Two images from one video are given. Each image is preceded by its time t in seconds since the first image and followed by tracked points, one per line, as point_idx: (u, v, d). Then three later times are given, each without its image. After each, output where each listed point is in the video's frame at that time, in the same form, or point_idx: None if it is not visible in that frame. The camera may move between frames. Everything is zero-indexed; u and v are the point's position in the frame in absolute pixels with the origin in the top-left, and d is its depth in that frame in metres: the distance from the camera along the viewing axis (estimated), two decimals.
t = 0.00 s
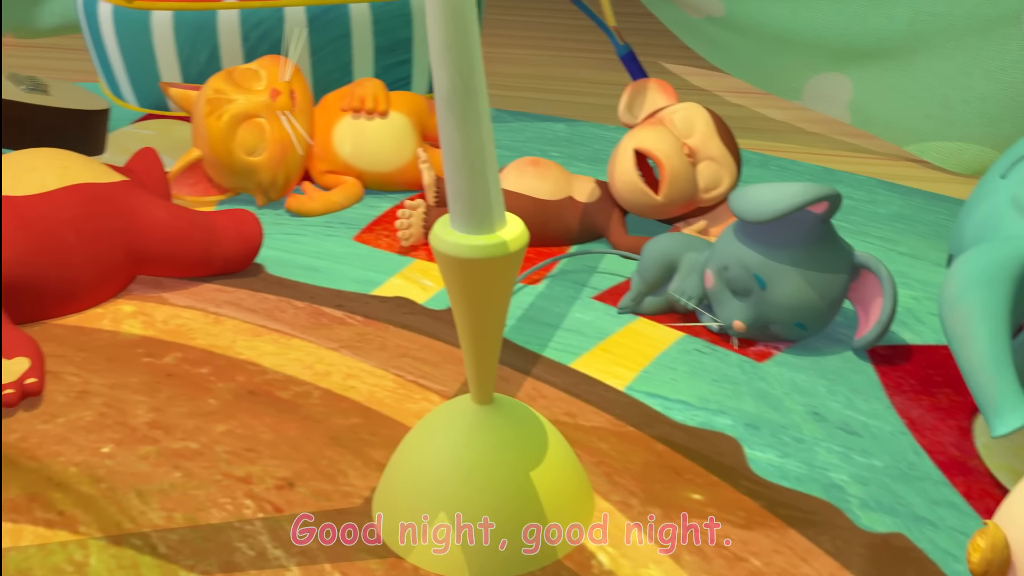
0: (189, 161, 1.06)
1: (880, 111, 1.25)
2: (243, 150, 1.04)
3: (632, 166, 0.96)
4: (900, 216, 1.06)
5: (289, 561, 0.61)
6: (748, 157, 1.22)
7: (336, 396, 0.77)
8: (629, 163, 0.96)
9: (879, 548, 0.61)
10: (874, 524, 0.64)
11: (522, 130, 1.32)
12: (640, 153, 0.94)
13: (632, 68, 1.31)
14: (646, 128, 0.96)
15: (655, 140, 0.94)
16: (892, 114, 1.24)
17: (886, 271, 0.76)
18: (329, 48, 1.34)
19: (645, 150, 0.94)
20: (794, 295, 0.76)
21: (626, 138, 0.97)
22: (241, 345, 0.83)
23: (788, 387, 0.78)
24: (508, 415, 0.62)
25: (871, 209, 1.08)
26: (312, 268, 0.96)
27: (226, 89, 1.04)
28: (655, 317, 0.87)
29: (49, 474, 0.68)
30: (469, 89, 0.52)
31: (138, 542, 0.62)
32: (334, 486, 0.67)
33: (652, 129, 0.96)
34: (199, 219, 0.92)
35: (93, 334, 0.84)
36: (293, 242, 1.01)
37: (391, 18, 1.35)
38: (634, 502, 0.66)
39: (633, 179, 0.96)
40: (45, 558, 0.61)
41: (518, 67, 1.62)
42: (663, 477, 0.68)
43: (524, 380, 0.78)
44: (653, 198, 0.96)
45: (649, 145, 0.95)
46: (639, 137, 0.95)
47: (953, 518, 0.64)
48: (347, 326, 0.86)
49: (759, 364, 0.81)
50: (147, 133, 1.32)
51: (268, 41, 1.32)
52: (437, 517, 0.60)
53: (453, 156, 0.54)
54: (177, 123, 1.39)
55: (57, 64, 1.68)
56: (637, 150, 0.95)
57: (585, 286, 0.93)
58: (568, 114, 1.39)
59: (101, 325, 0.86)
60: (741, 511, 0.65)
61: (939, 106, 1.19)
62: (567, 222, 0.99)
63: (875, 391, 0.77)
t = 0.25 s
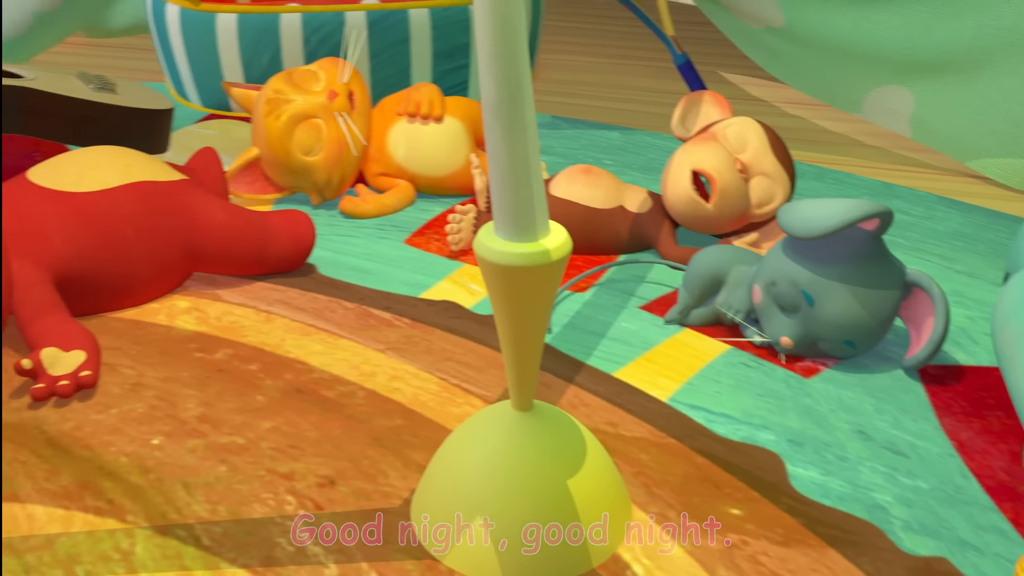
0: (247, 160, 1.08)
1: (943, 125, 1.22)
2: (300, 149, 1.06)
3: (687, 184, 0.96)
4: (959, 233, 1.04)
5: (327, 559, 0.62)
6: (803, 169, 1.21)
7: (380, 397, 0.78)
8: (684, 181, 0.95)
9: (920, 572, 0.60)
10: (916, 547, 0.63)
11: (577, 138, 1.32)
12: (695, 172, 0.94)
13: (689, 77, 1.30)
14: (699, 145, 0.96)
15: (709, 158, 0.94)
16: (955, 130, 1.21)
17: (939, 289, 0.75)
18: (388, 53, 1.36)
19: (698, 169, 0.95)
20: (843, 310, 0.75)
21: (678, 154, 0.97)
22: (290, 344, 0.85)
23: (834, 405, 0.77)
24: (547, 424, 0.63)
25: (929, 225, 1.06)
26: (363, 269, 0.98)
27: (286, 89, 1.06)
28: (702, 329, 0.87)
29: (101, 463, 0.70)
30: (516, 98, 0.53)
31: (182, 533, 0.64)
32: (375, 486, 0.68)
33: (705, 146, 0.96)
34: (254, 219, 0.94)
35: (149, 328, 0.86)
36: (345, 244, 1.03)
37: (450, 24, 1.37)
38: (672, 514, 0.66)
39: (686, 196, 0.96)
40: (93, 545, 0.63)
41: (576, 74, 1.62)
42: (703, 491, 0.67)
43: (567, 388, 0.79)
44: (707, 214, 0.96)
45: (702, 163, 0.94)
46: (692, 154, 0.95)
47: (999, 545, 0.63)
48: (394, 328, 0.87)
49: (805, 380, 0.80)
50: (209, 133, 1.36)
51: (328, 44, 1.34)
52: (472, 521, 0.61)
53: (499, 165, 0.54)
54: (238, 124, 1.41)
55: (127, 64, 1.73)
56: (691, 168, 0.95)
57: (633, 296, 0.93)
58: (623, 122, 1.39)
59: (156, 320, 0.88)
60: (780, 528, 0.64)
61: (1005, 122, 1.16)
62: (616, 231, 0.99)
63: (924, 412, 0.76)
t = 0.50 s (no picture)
0: (300, 159, 1.10)
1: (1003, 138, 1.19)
2: (352, 150, 1.07)
3: (738, 199, 0.95)
4: (1014, 251, 1.02)
5: (360, 555, 0.63)
6: (856, 182, 1.19)
7: (420, 398, 0.79)
8: (736, 197, 0.94)
9: None
10: (955, 569, 0.61)
11: (628, 145, 1.32)
12: (747, 190, 0.93)
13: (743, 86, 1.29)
14: (748, 160, 0.95)
15: (759, 175, 0.93)
16: (1016, 144, 1.17)
17: (988, 306, 0.73)
18: (442, 58, 1.37)
19: (748, 185, 0.94)
20: (888, 326, 0.74)
21: (727, 169, 0.96)
22: (334, 343, 0.86)
23: (877, 421, 0.76)
24: (582, 430, 0.63)
25: (984, 242, 1.04)
26: (409, 271, 0.99)
27: (340, 91, 1.07)
28: (746, 340, 0.86)
29: (147, 454, 0.72)
30: (557, 106, 0.53)
31: (221, 525, 0.65)
32: (411, 486, 0.69)
33: (754, 161, 0.95)
34: (302, 219, 0.95)
35: (198, 323, 0.89)
36: (393, 245, 1.04)
37: (504, 29, 1.38)
38: (706, 526, 0.65)
39: (734, 211, 0.95)
40: (135, 533, 0.65)
41: (629, 82, 1.62)
42: (738, 503, 0.67)
43: (606, 396, 0.79)
44: (755, 229, 0.96)
45: (752, 179, 0.94)
46: (742, 170, 0.94)
47: None
48: (437, 330, 0.88)
49: (849, 396, 0.79)
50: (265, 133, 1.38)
51: (384, 48, 1.36)
52: (505, 526, 0.61)
53: (539, 172, 0.55)
54: (294, 124, 1.44)
55: (190, 64, 1.77)
56: (740, 184, 0.94)
57: (677, 305, 0.92)
58: (675, 131, 1.39)
59: (206, 316, 0.90)
60: (816, 544, 0.63)
61: None
62: (662, 240, 0.98)
63: (970, 432, 0.74)
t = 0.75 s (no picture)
0: (347, 160, 1.11)
1: None
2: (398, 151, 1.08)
3: (782, 211, 0.94)
4: None
5: (390, 553, 0.63)
6: (906, 194, 1.18)
7: (456, 400, 0.79)
8: (780, 209, 0.94)
9: None
10: None
11: (674, 153, 1.32)
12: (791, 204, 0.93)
13: (793, 95, 1.28)
14: (792, 173, 0.94)
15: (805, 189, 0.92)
16: None
17: None
18: (491, 62, 1.38)
19: (792, 198, 0.93)
20: (929, 339, 0.73)
21: (771, 182, 0.96)
22: (373, 342, 0.87)
23: (916, 437, 0.75)
24: (612, 435, 0.63)
25: None
26: (450, 273, 1.00)
27: (388, 93, 1.08)
28: (785, 351, 0.86)
29: (187, 445, 0.74)
30: (593, 111, 0.53)
31: (255, 517, 0.66)
32: (442, 486, 0.70)
33: (798, 174, 0.94)
34: (346, 219, 0.97)
35: (242, 319, 0.90)
36: (435, 247, 1.05)
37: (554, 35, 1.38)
38: (736, 536, 0.65)
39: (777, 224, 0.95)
40: (172, 522, 0.66)
41: (678, 89, 1.62)
42: (770, 515, 0.67)
43: (641, 402, 0.79)
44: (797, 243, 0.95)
45: (796, 193, 0.93)
46: (787, 183, 0.93)
47: None
48: (475, 332, 0.89)
49: (887, 410, 0.78)
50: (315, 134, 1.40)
51: (433, 52, 1.37)
52: (532, 529, 0.62)
53: (574, 177, 0.55)
54: (344, 126, 1.46)
55: (245, 66, 1.80)
56: (785, 197, 0.93)
57: (716, 314, 0.92)
58: (722, 139, 1.38)
59: (250, 312, 0.92)
60: (847, 558, 0.63)
61: None
62: (704, 248, 0.98)
63: (1012, 451, 0.73)
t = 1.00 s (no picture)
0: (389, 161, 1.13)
1: None
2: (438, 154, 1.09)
3: (821, 220, 0.93)
4: None
5: (414, 548, 0.64)
6: (951, 206, 1.16)
7: (486, 400, 0.80)
8: (818, 218, 0.93)
9: None
10: None
11: (716, 160, 1.31)
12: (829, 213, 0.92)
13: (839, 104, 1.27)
14: (832, 182, 0.94)
15: (843, 200, 0.91)
16: None
17: None
18: (534, 67, 1.39)
19: (831, 208, 0.92)
20: (963, 351, 0.72)
21: (810, 190, 0.95)
22: (407, 341, 0.88)
23: (949, 451, 0.74)
24: (637, 439, 0.63)
25: None
26: (486, 275, 1.00)
27: (430, 96, 1.09)
28: (819, 361, 0.85)
29: (221, 437, 0.75)
30: (622, 114, 0.54)
31: (284, 509, 0.68)
32: (468, 485, 0.70)
33: (838, 184, 0.93)
34: (385, 219, 0.98)
35: (280, 316, 0.92)
36: (472, 249, 1.06)
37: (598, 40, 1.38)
38: (760, 544, 0.65)
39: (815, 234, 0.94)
40: (204, 511, 0.68)
41: (723, 97, 1.61)
42: (795, 524, 0.66)
43: (670, 408, 0.79)
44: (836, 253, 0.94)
45: (835, 202, 0.92)
46: (826, 193, 0.93)
47: None
48: (508, 334, 0.89)
49: (921, 423, 0.77)
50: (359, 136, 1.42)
51: (477, 56, 1.38)
52: (554, 530, 0.62)
53: (602, 180, 0.55)
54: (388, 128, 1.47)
55: (295, 67, 1.83)
56: (823, 206, 0.93)
57: (751, 322, 0.91)
58: (766, 147, 1.37)
59: (288, 309, 0.93)
60: (872, 571, 0.62)
61: None
62: (741, 256, 0.98)
63: None
